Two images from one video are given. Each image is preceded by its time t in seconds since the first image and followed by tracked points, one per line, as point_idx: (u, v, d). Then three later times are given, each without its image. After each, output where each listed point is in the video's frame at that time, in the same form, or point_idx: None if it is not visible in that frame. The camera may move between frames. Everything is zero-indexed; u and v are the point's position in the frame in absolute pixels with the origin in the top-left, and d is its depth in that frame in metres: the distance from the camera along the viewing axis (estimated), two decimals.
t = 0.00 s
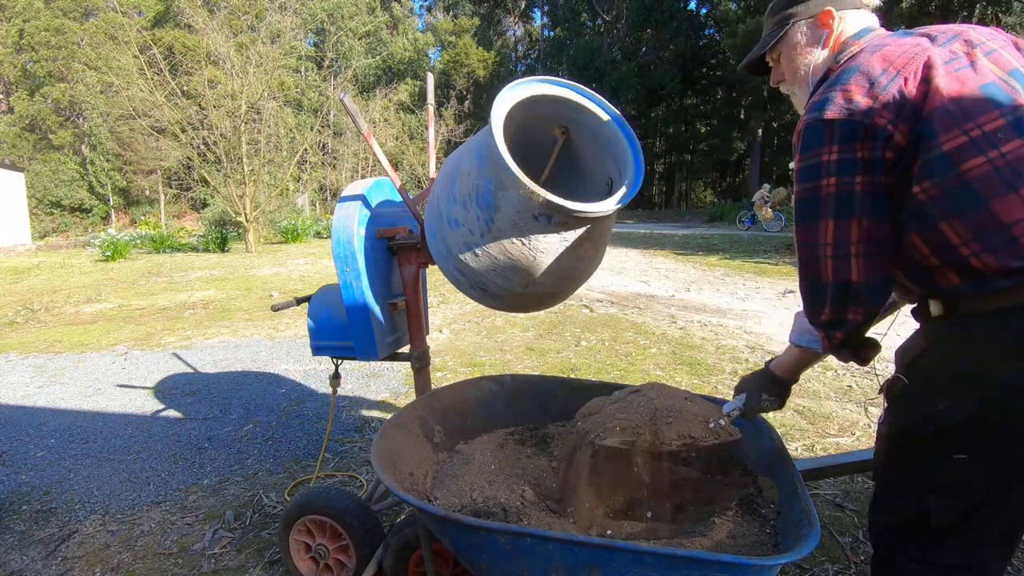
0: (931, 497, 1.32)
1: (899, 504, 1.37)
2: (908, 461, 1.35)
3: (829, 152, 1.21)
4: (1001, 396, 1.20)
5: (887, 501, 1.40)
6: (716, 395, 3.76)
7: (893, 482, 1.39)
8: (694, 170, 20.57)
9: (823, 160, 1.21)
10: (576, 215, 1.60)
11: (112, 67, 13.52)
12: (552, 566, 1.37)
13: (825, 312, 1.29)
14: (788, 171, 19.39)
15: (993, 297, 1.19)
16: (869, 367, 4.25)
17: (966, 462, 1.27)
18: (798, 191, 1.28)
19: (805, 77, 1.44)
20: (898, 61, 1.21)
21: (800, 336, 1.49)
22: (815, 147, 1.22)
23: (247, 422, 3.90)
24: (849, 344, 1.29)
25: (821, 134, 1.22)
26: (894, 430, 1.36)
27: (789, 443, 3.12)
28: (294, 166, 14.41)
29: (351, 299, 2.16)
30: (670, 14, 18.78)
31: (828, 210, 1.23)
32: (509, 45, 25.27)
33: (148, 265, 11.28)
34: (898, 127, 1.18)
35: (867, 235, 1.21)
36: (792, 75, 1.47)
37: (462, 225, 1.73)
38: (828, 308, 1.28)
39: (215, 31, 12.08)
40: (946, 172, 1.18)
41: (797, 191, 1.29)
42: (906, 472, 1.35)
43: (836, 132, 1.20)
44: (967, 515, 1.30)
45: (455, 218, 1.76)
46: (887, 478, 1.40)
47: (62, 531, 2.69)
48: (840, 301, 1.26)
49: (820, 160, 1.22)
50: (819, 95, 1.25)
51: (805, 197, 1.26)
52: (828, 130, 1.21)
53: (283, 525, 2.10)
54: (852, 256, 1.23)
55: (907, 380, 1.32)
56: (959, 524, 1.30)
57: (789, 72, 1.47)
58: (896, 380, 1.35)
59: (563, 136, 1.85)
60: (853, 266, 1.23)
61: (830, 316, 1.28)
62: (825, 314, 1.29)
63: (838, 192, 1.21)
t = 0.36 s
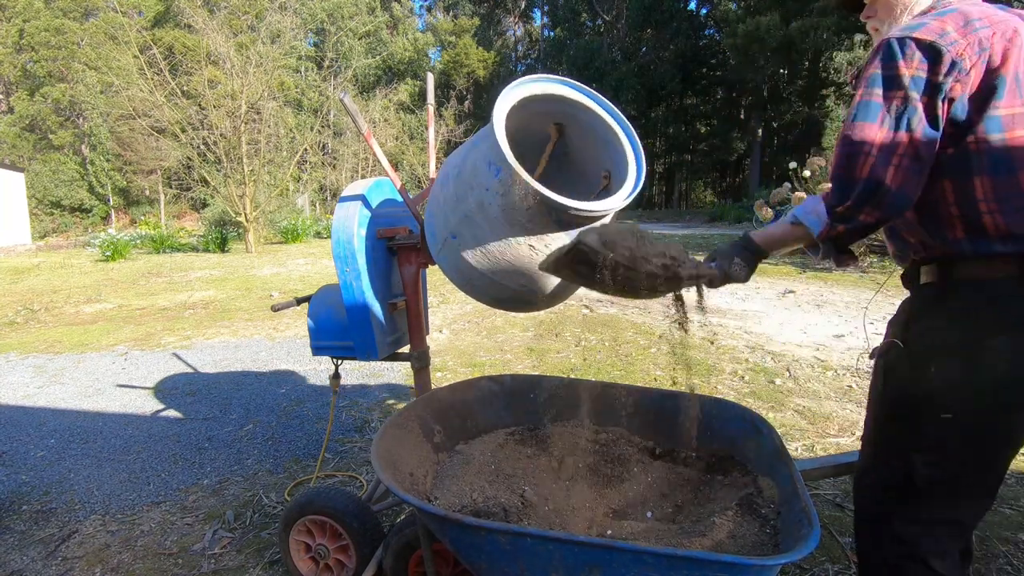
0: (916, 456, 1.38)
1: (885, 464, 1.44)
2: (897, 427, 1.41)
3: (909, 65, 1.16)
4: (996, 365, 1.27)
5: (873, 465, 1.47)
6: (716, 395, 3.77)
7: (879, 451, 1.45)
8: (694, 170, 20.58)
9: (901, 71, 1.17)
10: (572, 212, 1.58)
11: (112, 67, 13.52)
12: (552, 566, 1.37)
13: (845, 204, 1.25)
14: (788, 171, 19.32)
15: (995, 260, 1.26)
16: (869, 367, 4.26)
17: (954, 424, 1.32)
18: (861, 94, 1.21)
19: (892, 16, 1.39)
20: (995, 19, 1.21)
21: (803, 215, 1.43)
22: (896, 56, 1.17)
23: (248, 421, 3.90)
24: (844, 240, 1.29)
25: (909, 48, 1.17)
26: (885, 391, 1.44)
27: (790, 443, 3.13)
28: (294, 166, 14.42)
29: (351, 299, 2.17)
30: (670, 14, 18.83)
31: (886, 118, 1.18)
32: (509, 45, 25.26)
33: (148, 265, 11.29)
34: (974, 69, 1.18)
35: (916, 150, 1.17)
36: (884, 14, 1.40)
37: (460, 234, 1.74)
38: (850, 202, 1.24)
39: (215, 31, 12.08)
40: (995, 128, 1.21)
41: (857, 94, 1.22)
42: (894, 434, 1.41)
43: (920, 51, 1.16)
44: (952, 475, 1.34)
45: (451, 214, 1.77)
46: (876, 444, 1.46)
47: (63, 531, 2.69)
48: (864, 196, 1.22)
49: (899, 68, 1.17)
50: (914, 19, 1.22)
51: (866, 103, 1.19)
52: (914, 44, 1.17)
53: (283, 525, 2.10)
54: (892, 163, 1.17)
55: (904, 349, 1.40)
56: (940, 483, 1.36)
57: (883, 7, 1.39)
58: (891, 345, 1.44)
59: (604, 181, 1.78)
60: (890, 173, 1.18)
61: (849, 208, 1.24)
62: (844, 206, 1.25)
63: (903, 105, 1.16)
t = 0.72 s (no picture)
0: (934, 431, 1.44)
1: (904, 440, 1.50)
2: (914, 401, 1.48)
3: (929, 25, 1.29)
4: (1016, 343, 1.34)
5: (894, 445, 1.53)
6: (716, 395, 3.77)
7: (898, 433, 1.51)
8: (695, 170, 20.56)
9: (920, 29, 1.29)
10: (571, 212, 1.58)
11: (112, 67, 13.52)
12: (553, 566, 1.36)
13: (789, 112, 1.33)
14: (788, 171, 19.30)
15: (1011, 236, 1.34)
16: (869, 367, 4.25)
17: (970, 401, 1.38)
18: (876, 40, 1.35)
19: None
20: None
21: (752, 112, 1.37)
22: (923, 17, 1.31)
23: (248, 421, 3.90)
24: (780, 148, 1.35)
25: (934, 11, 1.31)
26: (905, 369, 1.50)
27: (790, 443, 3.12)
28: (294, 166, 14.41)
29: (351, 299, 2.17)
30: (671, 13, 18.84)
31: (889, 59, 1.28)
32: (509, 44, 25.25)
33: (148, 265, 11.28)
34: (994, 46, 1.30)
35: (888, 94, 1.27)
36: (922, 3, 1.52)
37: (459, 231, 1.75)
38: (798, 110, 1.32)
39: (215, 31, 12.09)
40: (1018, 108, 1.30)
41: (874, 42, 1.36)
42: (913, 408, 1.48)
43: (947, 19, 1.29)
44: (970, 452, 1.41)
45: (452, 209, 1.77)
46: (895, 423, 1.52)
47: (63, 531, 2.69)
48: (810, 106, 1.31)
49: (918, 25, 1.30)
50: None
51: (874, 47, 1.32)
52: (945, 13, 1.30)
53: (283, 524, 2.10)
54: (860, 94, 1.27)
55: (922, 324, 1.47)
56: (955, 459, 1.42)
57: None
58: (909, 321, 1.51)
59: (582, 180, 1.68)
60: (848, 104, 1.27)
61: (795, 116, 1.31)
62: (789, 114, 1.33)
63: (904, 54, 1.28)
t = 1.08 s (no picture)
0: (961, 437, 1.41)
1: (930, 449, 1.48)
2: (934, 408, 1.46)
3: (915, 39, 1.34)
4: None
5: (916, 452, 1.52)
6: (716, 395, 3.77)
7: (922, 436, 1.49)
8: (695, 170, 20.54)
9: (904, 42, 1.34)
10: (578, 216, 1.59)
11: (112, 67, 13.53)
12: (552, 567, 1.36)
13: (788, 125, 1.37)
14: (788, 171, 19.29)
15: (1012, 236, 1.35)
16: (869, 367, 4.25)
17: (997, 401, 1.36)
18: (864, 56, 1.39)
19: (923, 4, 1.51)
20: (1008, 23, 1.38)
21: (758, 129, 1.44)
22: (906, 29, 1.36)
23: (248, 421, 3.90)
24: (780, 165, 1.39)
25: (919, 25, 1.36)
26: (920, 376, 1.50)
27: (790, 443, 3.13)
28: (294, 166, 14.40)
29: (351, 299, 2.17)
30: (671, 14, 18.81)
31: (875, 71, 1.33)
32: (509, 44, 25.25)
33: (148, 265, 11.28)
34: (975, 54, 1.35)
35: (877, 107, 1.32)
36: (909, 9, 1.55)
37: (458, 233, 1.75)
38: (792, 126, 1.36)
39: (215, 31, 12.09)
40: (998, 110, 1.35)
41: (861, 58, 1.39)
42: (934, 415, 1.46)
43: (928, 30, 1.34)
44: (1005, 454, 1.38)
45: (450, 212, 1.77)
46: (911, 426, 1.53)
47: (62, 531, 2.69)
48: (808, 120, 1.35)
49: (902, 39, 1.35)
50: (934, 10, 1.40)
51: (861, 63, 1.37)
52: (926, 24, 1.35)
53: (283, 524, 2.10)
54: (853, 109, 1.32)
55: (935, 329, 1.45)
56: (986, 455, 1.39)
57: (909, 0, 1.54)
58: (920, 328, 1.50)
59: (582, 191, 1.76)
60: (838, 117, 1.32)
61: (791, 131, 1.36)
62: (786, 129, 1.37)
63: (892, 67, 1.32)
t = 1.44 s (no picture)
0: (963, 457, 1.42)
1: (934, 467, 1.49)
2: (939, 425, 1.47)
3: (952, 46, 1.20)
4: None
5: (921, 470, 1.52)
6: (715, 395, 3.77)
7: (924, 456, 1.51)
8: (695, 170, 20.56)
9: (945, 46, 1.19)
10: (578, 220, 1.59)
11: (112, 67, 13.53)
12: (553, 566, 1.36)
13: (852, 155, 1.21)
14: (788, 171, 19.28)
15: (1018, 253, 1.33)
16: (869, 367, 4.26)
17: (999, 425, 1.35)
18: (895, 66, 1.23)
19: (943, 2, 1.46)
20: None
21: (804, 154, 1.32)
22: (943, 32, 1.20)
23: (248, 421, 3.90)
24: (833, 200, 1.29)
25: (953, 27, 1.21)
26: (924, 394, 1.51)
27: (790, 443, 3.13)
28: (294, 165, 14.41)
29: (351, 299, 2.17)
30: (671, 14, 18.79)
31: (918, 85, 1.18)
32: (509, 44, 25.28)
33: (148, 265, 11.29)
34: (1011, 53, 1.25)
35: (933, 129, 1.19)
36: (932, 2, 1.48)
37: (458, 231, 1.75)
38: (851, 160, 1.21)
39: (215, 31, 12.09)
40: None
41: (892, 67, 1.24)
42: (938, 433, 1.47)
43: (963, 30, 1.21)
44: (1005, 472, 1.36)
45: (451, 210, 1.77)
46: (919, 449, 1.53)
47: (63, 531, 2.69)
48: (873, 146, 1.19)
49: (941, 44, 1.20)
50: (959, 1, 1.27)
51: (903, 73, 1.20)
52: (961, 24, 1.21)
53: (283, 525, 2.10)
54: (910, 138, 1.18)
55: (939, 347, 1.45)
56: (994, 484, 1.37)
57: None
58: (926, 346, 1.50)
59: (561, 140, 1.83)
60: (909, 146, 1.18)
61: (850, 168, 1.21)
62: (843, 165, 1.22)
63: (937, 78, 1.18)
